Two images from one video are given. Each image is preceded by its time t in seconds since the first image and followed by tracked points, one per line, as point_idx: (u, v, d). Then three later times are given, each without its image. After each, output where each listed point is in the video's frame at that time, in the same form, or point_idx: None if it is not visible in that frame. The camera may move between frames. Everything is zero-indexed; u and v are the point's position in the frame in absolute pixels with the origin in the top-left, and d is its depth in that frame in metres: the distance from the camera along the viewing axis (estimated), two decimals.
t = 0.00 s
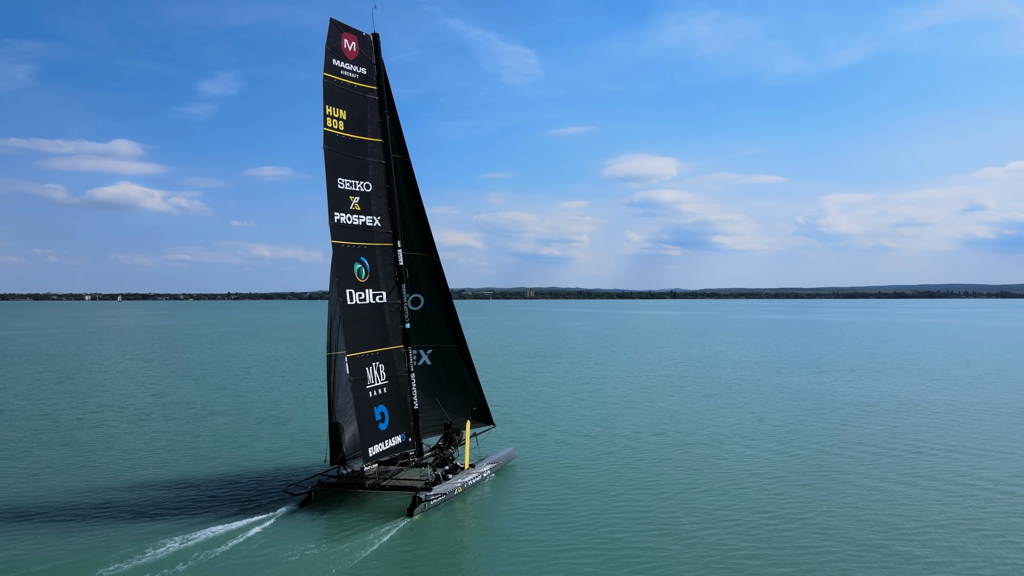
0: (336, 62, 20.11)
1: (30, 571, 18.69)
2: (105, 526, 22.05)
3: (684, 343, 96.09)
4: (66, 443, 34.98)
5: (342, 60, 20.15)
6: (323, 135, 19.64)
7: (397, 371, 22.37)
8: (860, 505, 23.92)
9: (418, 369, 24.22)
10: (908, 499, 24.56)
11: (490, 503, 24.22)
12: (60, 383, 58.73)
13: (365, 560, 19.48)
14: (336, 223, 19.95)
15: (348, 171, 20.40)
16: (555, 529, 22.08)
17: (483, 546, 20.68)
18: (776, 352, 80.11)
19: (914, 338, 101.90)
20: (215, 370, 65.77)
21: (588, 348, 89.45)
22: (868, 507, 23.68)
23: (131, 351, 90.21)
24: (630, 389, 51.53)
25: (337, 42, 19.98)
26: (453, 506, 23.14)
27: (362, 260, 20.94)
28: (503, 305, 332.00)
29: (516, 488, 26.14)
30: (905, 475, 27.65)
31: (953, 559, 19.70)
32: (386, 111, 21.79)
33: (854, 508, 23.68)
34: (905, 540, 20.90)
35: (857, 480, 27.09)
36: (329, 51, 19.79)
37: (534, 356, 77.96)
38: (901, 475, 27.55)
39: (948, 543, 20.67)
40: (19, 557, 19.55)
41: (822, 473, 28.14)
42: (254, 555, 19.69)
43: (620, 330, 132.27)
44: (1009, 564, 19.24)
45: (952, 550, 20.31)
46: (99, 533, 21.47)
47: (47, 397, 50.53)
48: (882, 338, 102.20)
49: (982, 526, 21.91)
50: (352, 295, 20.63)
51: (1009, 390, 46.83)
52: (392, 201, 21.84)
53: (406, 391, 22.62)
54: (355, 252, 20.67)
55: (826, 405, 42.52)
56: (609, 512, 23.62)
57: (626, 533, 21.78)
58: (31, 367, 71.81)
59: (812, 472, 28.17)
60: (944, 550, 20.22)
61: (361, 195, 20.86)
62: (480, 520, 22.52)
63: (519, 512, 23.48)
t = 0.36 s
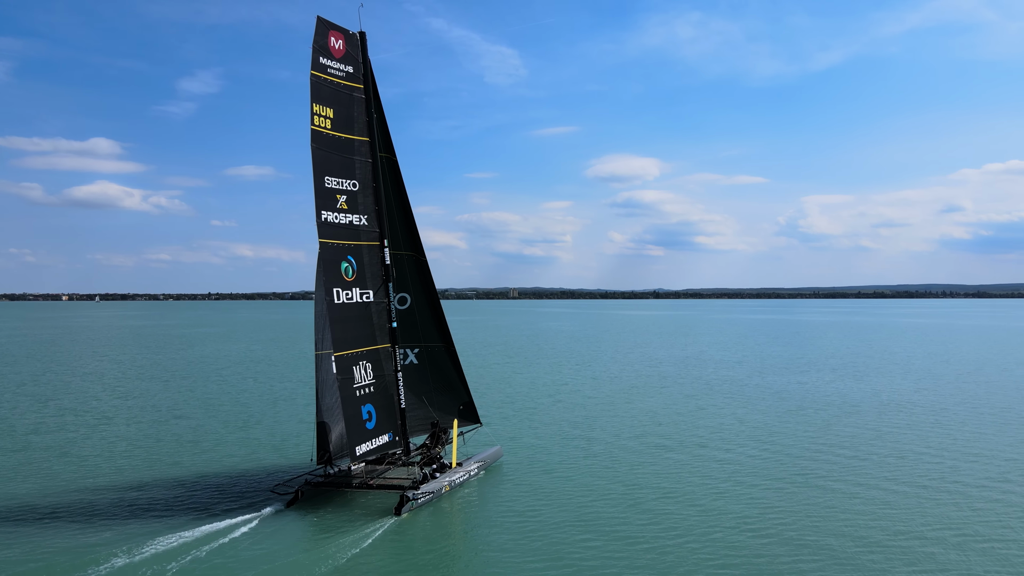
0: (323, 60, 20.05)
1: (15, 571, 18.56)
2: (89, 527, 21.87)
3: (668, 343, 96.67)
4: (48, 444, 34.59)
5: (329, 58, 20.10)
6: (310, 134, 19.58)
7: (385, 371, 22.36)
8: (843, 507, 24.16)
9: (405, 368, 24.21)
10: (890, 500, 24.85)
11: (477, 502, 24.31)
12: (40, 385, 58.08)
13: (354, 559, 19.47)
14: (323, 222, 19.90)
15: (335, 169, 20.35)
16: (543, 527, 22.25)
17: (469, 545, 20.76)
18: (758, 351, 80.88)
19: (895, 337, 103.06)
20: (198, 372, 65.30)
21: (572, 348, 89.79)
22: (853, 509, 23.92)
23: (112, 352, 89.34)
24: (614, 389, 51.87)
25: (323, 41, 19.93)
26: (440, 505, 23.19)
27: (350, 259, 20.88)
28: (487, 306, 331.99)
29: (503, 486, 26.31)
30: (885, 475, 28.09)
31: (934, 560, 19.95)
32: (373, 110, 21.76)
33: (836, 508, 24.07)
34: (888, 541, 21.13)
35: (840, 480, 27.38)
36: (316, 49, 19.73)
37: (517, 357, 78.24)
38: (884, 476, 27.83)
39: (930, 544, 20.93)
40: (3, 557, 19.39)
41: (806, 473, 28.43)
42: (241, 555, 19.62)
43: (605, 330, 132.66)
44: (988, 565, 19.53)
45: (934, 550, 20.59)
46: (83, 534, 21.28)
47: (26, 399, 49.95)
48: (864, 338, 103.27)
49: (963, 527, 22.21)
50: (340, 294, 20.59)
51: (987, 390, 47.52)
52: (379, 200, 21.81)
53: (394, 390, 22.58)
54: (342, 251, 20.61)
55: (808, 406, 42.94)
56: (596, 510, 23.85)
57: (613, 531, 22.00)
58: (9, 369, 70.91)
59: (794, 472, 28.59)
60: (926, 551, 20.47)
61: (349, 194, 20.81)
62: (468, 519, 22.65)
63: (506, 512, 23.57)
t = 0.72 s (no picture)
0: (309, 58, 19.95)
1: None
2: (73, 527, 21.63)
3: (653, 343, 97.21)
4: (29, 444, 34.17)
5: (315, 56, 20.01)
6: (297, 132, 19.48)
7: (372, 370, 22.28)
8: (828, 507, 24.39)
9: (391, 368, 24.17)
10: (874, 500, 25.12)
11: (464, 501, 24.33)
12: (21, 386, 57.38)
13: (341, 558, 19.40)
14: (310, 221, 19.81)
15: (322, 168, 20.27)
16: (531, 526, 22.32)
17: (457, 543, 20.80)
18: (742, 352, 81.53)
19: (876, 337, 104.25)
20: (182, 372, 64.80)
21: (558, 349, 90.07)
22: (838, 509, 24.16)
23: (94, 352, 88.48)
24: (600, 390, 52.08)
25: (310, 39, 19.83)
26: (427, 504, 23.21)
27: (336, 257, 20.78)
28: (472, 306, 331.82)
29: (491, 486, 26.34)
30: (868, 475, 28.44)
31: (918, 559, 20.20)
32: (359, 108, 21.69)
33: (821, 507, 24.33)
34: (873, 540, 21.38)
35: (824, 480, 27.66)
36: (302, 47, 19.63)
37: (503, 357, 78.33)
38: (868, 476, 28.14)
39: (913, 543, 21.22)
40: None
41: (791, 473, 28.69)
42: (229, 554, 19.51)
43: (589, 330, 133.11)
44: (971, 564, 19.80)
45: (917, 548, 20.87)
46: (66, 533, 21.04)
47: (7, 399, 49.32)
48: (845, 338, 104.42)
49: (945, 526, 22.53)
50: (326, 293, 20.50)
51: (967, 390, 48.25)
52: (366, 199, 21.74)
53: (380, 389, 22.51)
54: (329, 249, 20.52)
55: (792, 407, 43.32)
56: (583, 509, 23.94)
57: (600, 530, 22.10)
58: None
59: (779, 472, 28.86)
60: (909, 549, 20.75)
61: (335, 193, 20.72)
62: (455, 518, 22.66)
63: (494, 511, 23.61)
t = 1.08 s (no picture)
0: (297, 57, 19.87)
1: None
2: (61, 529, 21.47)
3: (643, 343, 97.65)
4: (15, 445, 33.91)
5: (304, 55, 19.93)
6: (286, 131, 19.39)
7: (361, 369, 22.20)
8: (818, 508, 24.56)
9: (381, 367, 24.10)
10: (864, 502, 25.32)
11: (455, 501, 24.33)
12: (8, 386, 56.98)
13: (330, 559, 19.33)
14: (299, 220, 19.72)
15: (311, 167, 20.17)
16: (520, 526, 22.34)
17: (447, 543, 20.79)
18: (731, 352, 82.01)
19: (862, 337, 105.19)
20: (171, 373, 64.47)
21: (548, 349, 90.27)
22: (828, 511, 24.33)
23: (80, 352, 87.86)
24: (590, 390, 52.25)
25: (299, 38, 19.75)
26: (417, 504, 23.18)
27: (326, 257, 20.70)
28: (461, 306, 331.77)
29: (481, 485, 26.36)
30: (856, 477, 28.67)
31: (906, 559, 20.40)
32: (349, 107, 21.60)
33: (809, 509, 24.51)
34: (861, 541, 21.55)
35: (813, 482, 27.84)
36: (291, 45, 19.55)
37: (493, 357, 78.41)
38: (857, 479, 28.34)
39: (902, 544, 21.39)
40: None
41: (781, 475, 28.88)
42: (218, 556, 19.41)
43: (578, 331, 133.46)
44: (959, 565, 19.98)
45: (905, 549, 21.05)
46: (53, 535, 20.88)
47: None
48: (832, 338, 105.26)
49: (933, 527, 22.74)
50: (316, 292, 20.41)
51: (953, 391, 48.75)
52: (355, 198, 21.65)
53: (370, 389, 22.44)
54: (318, 249, 20.42)
55: (780, 409, 43.61)
56: (573, 509, 23.98)
57: (590, 529, 22.13)
58: None
59: (769, 474, 29.05)
60: (899, 550, 20.92)
61: (324, 192, 20.64)
62: (445, 518, 22.64)
63: (484, 511, 23.62)
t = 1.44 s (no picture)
0: (289, 55, 19.77)
1: None
2: (51, 530, 21.34)
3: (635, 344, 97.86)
4: (5, 445, 33.70)
5: (296, 54, 19.84)
6: (277, 130, 19.29)
7: (353, 369, 22.12)
8: (811, 509, 24.70)
9: (374, 368, 24.04)
10: (856, 502, 25.48)
11: (448, 501, 24.32)
12: None
13: (322, 560, 19.25)
14: (290, 219, 19.62)
15: (302, 166, 20.08)
16: (514, 527, 22.31)
17: (440, 543, 20.79)
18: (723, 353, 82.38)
19: (852, 338, 105.92)
20: (163, 373, 64.19)
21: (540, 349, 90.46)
22: (821, 511, 24.47)
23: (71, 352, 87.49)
24: (583, 391, 52.33)
25: (290, 36, 19.66)
26: (410, 504, 23.15)
27: (317, 257, 20.61)
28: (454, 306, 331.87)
29: (475, 486, 26.34)
30: (847, 479, 28.82)
31: (897, 560, 20.49)
32: (341, 106, 21.52)
33: (801, 510, 24.62)
34: (853, 542, 21.64)
35: (805, 483, 27.98)
36: (282, 44, 19.45)
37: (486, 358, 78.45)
38: (849, 481, 28.50)
39: (894, 544, 21.56)
40: None
41: (773, 476, 29.01)
42: (210, 556, 19.35)
43: (571, 331, 133.75)
44: (951, 566, 20.14)
45: (897, 549, 21.25)
46: (44, 536, 20.77)
47: None
48: (823, 338, 105.97)
49: (925, 528, 22.95)
50: (307, 292, 20.32)
51: (943, 393, 49.13)
52: (347, 197, 21.57)
53: (362, 390, 22.37)
54: (310, 248, 20.33)
55: (772, 410, 43.82)
56: (566, 511, 23.99)
57: (583, 531, 22.14)
58: None
59: (761, 476, 29.14)
60: (890, 550, 21.08)
61: (316, 191, 20.55)
62: (437, 519, 22.59)
63: (477, 511, 23.61)
